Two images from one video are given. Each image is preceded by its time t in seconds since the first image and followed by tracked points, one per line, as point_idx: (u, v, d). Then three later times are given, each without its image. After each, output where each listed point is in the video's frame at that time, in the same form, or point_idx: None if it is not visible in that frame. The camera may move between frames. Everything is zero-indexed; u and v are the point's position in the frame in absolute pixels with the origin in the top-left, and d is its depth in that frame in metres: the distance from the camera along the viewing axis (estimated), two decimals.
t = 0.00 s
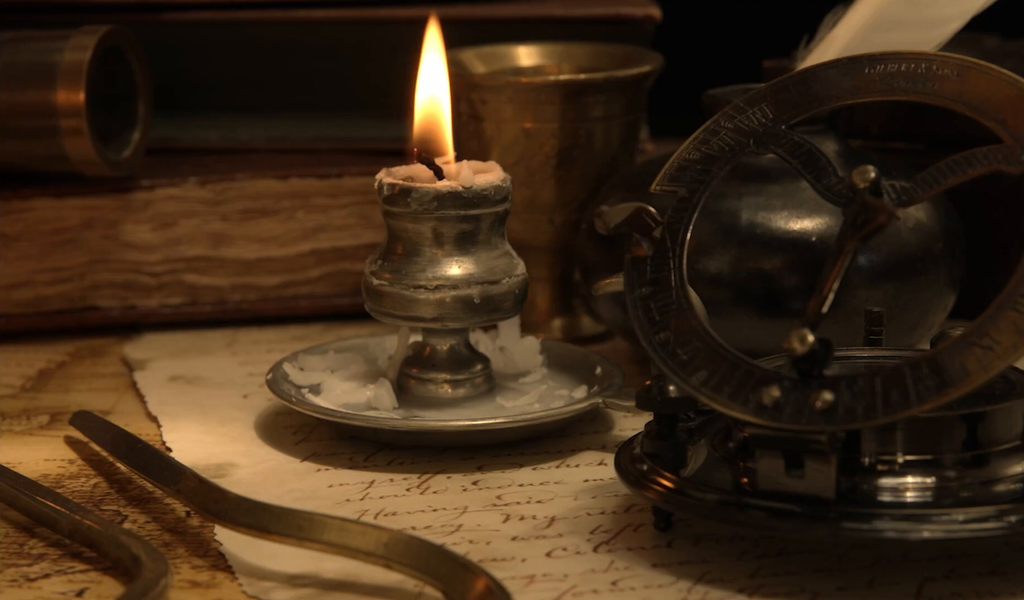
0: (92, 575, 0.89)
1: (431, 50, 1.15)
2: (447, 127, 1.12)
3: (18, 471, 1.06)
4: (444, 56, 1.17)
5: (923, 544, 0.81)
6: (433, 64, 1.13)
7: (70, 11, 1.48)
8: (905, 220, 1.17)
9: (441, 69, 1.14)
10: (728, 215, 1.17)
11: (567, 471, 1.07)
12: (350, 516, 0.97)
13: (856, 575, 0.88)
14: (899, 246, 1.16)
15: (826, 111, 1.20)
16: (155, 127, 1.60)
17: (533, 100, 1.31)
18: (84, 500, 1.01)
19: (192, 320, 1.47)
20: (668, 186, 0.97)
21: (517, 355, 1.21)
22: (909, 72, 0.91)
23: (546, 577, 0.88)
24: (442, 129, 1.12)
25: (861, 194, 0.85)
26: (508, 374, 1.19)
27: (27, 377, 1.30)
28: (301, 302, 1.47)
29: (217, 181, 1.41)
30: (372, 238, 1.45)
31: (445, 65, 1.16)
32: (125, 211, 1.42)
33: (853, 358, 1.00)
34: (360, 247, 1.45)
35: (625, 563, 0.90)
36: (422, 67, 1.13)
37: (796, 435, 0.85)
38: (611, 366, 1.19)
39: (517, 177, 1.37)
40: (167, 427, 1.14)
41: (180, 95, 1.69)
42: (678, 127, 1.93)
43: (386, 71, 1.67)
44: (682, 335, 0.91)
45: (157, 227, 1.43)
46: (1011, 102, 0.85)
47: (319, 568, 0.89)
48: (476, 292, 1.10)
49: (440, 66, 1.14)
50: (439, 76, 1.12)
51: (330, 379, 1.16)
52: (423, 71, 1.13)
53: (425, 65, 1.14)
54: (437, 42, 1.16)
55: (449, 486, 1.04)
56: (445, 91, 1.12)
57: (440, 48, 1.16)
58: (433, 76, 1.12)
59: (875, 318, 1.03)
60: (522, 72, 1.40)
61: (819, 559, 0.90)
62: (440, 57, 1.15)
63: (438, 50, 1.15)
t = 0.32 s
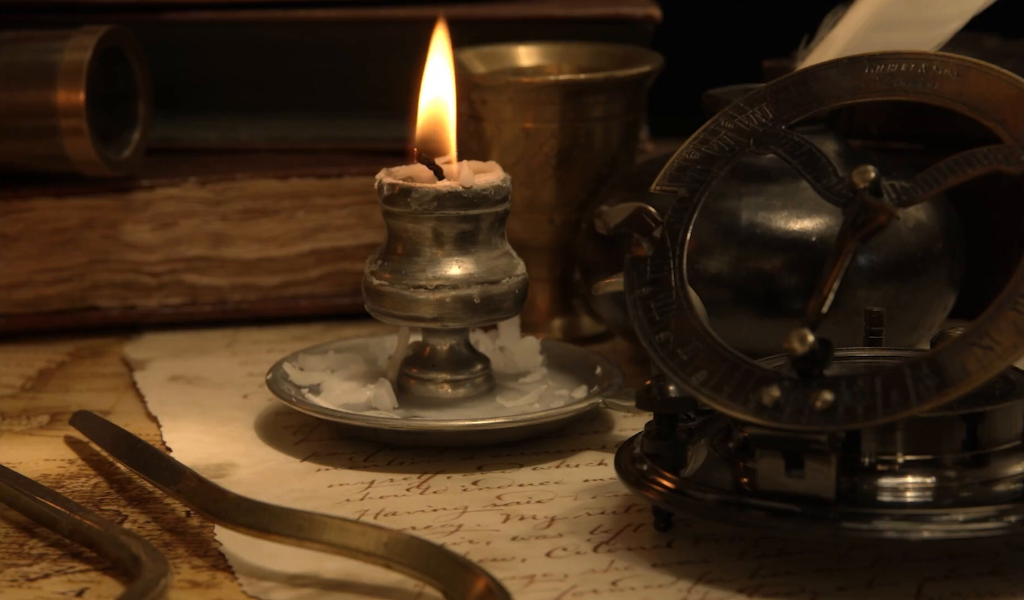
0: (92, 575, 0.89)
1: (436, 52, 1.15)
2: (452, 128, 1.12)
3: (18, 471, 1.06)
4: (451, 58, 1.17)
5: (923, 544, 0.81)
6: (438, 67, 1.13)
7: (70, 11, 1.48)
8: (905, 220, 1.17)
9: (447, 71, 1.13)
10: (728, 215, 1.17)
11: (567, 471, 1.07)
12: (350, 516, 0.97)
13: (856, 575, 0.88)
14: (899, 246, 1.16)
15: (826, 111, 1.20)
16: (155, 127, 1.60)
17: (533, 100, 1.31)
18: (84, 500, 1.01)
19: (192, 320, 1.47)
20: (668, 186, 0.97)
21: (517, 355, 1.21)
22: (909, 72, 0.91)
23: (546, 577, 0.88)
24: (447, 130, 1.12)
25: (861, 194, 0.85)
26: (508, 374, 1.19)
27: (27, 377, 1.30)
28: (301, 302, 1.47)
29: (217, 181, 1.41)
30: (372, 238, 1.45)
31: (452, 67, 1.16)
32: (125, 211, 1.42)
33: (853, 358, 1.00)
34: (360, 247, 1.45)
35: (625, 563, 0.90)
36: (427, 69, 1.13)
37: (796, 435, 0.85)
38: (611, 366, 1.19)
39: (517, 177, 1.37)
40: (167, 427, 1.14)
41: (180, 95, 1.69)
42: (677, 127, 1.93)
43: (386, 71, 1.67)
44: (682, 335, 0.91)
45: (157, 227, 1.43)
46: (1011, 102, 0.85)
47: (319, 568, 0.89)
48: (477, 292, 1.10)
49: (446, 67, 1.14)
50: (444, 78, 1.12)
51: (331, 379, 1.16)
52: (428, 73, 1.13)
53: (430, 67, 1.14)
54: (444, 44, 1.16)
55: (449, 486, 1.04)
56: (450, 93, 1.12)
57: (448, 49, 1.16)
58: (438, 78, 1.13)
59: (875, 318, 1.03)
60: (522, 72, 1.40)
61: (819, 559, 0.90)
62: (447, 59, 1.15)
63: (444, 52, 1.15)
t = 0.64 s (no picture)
0: (92, 575, 0.89)
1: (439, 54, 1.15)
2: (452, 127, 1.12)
3: (18, 471, 1.06)
4: (454, 59, 1.18)
5: (923, 544, 0.81)
6: (440, 67, 1.13)
7: (70, 11, 1.48)
8: (905, 220, 1.17)
9: (449, 72, 1.14)
10: (728, 215, 1.17)
11: (567, 471, 1.07)
12: (350, 516, 0.97)
13: (856, 575, 0.88)
14: (899, 246, 1.16)
15: (826, 111, 1.20)
16: (155, 127, 1.60)
17: (534, 100, 1.31)
18: (85, 500, 1.01)
19: (192, 320, 1.47)
20: (668, 186, 0.97)
21: (517, 355, 1.21)
22: (909, 72, 0.91)
23: (546, 577, 0.88)
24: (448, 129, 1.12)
25: (861, 194, 0.85)
26: (508, 374, 1.19)
27: (27, 377, 1.30)
28: (301, 302, 1.47)
29: (217, 181, 1.41)
30: (372, 238, 1.45)
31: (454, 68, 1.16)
32: (125, 211, 1.42)
33: (853, 358, 1.00)
34: (360, 247, 1.45)
35: (625, 563, 0.90)
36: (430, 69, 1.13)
37: (796, 435, 0.85)
38: (611, 366, 1.19)
39: (517, 177, 1.37)
40: (167, 427, 1.14)
41: (180, 95, 1.69)
42: (677, 127, 1.93)
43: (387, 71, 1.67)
44: (682, 335, 0.91)
45: (157, 227, 1.43)
46: (1011, 102, 0.85)
47: (319, 568, 0.89)
48: (477, 292, 1.10)
49: (448, 68, 1.14)
50: (446, 79, 1.12)
51: (331, 379, 1.16)
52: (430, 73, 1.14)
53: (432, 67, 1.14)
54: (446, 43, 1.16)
55: (449, 486, 1.04)
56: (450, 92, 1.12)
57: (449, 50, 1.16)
58: (441, 77, 1.13)
59: (875, 318, 1.03)
60: (522, 72, 1.40)
61: (819, 559, 0.91)
62: (450, 61, 1.15)
63: (447, 53, 1.15)
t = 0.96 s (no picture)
0: (94, 575, 0.89)
1: (442, 56, 1.15)
2: (457, 127, 1.12)
3: (20, 471, 1.06)
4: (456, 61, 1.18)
5: (925, 545, 0.82)
6: (442, 70, 1.14)
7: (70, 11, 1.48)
8: (906, 220, 1.17)
9: (451, 73, 1.14)
10: (730, 215, 1.17)
11: (569, 471, 1.07)
12: (352, 516, 0.97)
13: (858, 575, 0.88)
14: (900, 246, 1.16)
15: (828, 111, 1.19)
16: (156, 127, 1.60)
17: (535, 100, 1.31)
18: (86, 500, 1.01)
19: (194, 320, 1.47)
20: (670, 186, 0.97)
21: (519, 355, 1.21)
22: (911, 72, 0.91)
23: (548, 576, 0.88)
24: (452, 130, 1.12)
25: (862, 194, 0.85)
26: (510, 374, 1.19)
27: (28, 377, 1.30)
28: (302, 302, 1.47)
29: (218, 181, 1.41)
30: (373, 238, 1.45)
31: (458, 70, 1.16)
32: (126, 211, 1.41)
33: (855, 358, 1.00)
34: (361, 247, 1.45)
35: (627, 563, 0.90)
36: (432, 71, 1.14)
37: (797, 435, 0.85)
38: (612, 366, 1.19)
39: (518, 177, 1.36)
40: (168, 427, 1.14)
41: (181, 96, 1.69)
42: (678, 127, 1.93)
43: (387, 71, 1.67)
44: (683, 335, 0.91)
45: (159, 227, 1.43)
46: (1013, 102, 0.85)
47: (321, 568, 0.89)
48: (478, 292, 1.10)
49: (450, 68, 1.14)
50: (450, 80, 1.12)
51: (332, 379, 1.15)
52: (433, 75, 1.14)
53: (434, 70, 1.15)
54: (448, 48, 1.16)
55: (450, 486, 1.04)
56: (453, 94, 1.12)
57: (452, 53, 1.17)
58: (444, 79, 1.13)
59: (878, 318, 1.04)
60: (524, 72, 1.40)
61: (821, 559, 0.90)
62: (453, 62, 1.15)
63: (450, 56, 1.16)
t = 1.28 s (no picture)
0: (99, 575, 0.89)
1: (443, 58, 1.16)
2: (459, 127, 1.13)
3: (24, 471, 1.06)
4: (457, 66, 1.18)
5: (929, 544, 0.82)
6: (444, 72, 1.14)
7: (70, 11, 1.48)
8: (910, 220, 1.17)
9: (452, 73, 1.14)
10: (733, 215, 1.17)
11: (573, 470, 1.07)
12: (356, 516, 0.97)
13: (862, 575, 0.88)
14: (904, 246, 1.16)
15: (831, 111, 1.19)
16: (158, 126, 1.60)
17: (539, 100, 1.31)
18: (90, 500, 1.01)
19: (197, 319, 1.47)
20: (674, 186, 0.97)
21: (523, 355, 1.20)
22: (915, 72, 0.91)
23: (553, 576, 0.88)
24: (454, 130, 1.13)
25: (867, 194, 0.85)
26: (513, 374, 1.19)
27: (31, 377, 1.30)
28: (305, 302, 1.47)
29: (221, 181, 1.41)
30: (376, 238, 1.45)
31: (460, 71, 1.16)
32: (129, 211, 1.41)
33: (859, 358, 1.00)
34: (364, 247, 1.45)
35: (631, 563, 0.90)
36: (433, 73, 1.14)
37: (802, 435, 0.85)
38: (616, 366, 1.19)
39: (522, 177, 1.36)
40: (172, 427, 1.14)
41: (183, 96, 1.68)
42: (681, 127, 1.93)
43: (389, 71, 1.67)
44: (688, 334, 0.91)
45: (161, 227, 1.42)
46: (1017, 102, 0.86)
47: (325, 568, 0.89)
48: (482, 292, 1.10)
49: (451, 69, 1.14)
50: (450, 81, 1.13)
51: (336, 379, 1.15)
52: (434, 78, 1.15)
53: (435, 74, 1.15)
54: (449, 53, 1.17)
55: (454, 486, 1.04)
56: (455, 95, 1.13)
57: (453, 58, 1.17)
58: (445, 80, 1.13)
59: (881, 318, 1.03)
60: (527, 72, 1.40)
61: (826, 559, 0.90)
62: (454, 63, 1.15)
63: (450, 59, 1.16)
